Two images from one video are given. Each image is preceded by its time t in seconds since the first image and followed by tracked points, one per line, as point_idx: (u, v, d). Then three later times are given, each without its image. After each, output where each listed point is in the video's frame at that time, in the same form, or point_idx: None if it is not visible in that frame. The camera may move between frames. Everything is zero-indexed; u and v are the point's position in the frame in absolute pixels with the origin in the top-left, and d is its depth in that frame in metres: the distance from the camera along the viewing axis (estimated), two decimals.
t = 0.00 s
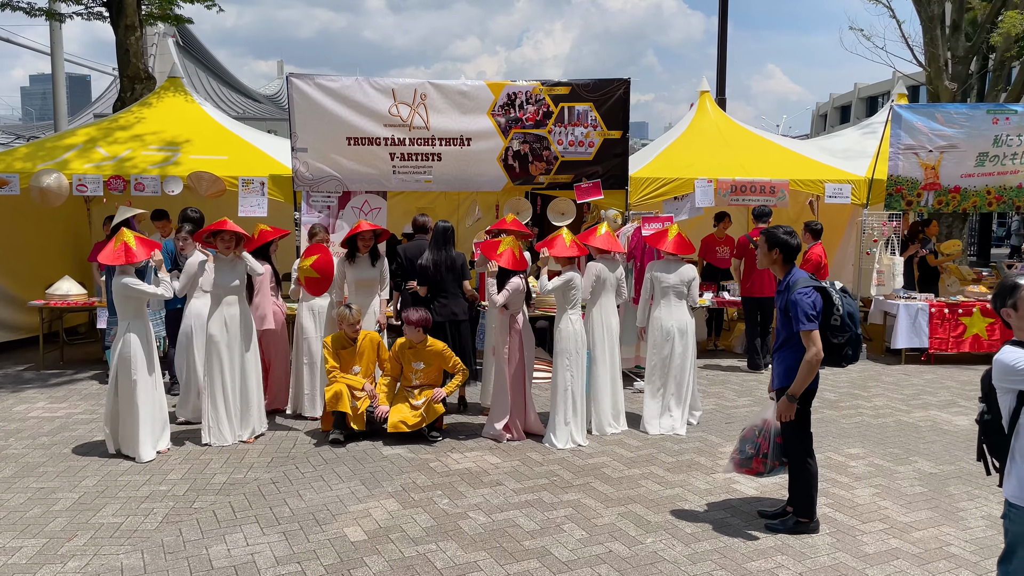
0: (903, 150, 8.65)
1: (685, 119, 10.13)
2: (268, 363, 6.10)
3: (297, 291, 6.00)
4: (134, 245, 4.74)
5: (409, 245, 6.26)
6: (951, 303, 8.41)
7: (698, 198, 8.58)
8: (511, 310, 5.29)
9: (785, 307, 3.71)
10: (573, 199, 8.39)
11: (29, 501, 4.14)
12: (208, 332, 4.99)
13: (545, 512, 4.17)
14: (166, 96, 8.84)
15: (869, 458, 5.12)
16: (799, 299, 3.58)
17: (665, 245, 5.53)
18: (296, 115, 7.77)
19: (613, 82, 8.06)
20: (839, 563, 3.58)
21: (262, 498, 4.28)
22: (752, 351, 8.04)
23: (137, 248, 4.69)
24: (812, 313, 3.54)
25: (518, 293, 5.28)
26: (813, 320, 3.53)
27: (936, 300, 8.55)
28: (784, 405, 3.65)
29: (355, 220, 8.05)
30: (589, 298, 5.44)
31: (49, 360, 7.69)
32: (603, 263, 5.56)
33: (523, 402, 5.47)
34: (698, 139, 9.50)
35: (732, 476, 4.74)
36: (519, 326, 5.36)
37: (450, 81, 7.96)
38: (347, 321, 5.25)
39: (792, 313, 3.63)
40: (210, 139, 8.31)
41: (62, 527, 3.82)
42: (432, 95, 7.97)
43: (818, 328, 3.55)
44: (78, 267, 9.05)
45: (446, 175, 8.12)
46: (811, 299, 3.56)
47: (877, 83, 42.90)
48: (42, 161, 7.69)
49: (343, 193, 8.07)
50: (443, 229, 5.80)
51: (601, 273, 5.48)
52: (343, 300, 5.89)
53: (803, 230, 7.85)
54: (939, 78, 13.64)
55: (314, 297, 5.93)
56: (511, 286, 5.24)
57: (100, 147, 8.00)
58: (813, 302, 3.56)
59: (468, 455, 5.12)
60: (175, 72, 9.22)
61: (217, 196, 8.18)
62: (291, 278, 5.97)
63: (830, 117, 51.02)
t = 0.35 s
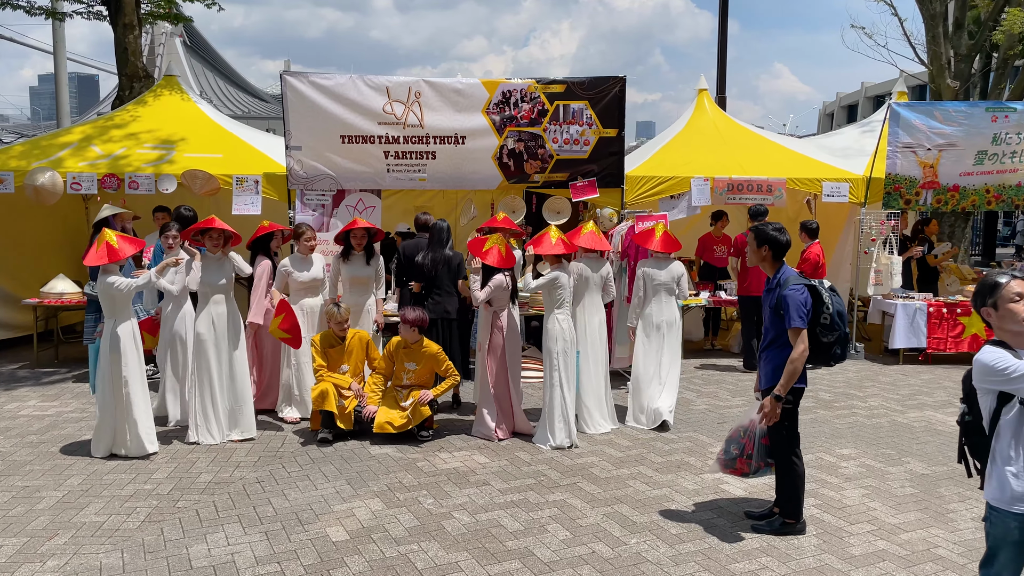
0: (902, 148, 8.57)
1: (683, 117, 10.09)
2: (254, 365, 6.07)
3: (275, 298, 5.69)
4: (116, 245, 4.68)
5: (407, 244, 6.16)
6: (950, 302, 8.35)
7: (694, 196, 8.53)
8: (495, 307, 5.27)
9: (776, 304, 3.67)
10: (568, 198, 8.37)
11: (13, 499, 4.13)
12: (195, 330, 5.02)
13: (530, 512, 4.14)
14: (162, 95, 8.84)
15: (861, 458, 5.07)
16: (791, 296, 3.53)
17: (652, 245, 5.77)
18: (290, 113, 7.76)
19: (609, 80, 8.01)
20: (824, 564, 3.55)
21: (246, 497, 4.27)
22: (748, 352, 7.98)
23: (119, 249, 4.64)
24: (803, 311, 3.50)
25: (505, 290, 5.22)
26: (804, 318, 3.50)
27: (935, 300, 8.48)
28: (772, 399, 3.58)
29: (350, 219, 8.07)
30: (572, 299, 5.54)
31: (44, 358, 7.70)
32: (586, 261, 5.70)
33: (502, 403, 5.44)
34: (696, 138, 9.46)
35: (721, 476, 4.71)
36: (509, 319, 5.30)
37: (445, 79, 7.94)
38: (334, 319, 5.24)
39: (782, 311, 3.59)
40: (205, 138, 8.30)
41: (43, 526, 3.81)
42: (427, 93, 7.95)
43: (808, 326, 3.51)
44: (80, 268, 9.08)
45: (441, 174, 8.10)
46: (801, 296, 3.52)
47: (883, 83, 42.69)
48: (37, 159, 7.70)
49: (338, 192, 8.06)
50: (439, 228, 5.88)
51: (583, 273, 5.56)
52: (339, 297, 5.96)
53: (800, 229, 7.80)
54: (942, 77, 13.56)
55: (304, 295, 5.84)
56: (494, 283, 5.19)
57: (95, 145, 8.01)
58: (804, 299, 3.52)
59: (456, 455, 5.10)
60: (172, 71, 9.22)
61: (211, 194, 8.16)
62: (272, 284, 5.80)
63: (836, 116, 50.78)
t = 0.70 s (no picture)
0: (899, 148, 8.54)
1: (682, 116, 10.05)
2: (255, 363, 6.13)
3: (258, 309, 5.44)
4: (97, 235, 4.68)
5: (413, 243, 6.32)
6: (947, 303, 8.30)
7: (690, 195, 8.51)
8: (479, 304, 5.29)
9: (764, 302, 3.63)
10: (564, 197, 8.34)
11: None
12: (184, 330, 4.98)
13: (516, 513, 4.12)
14: (159, 93, 8.84)
15: (853, 460, 5.04)
16: (782, 292, 3.50)
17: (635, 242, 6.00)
18: (285, 111, 7.75)
19: (605, 79, 7.98)
20: (811, 566, 3.51)
21: (232, 496, 4.25)
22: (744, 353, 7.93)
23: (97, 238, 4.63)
24: (790, 308, 3.47)
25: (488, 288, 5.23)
26: (791, 315, 3.46)
27: (933, 300, 8.44)
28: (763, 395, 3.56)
29: (344, 218, 8.03)
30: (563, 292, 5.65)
31: (39, 357, 7.70)
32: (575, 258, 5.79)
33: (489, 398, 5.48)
34: (693, 137, 9.43)
35: (710, 477, 4.68)
36: (491, 322, 5.27)
37: (440, 78, 7.91)
38: (323, 318, 5.23)
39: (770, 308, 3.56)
40: (200, 136, 8.29)
41: (26, 524, 3.80)
42: (422, 92, 7.92)
43: (796, 324, 3.47)
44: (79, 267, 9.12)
45: (436, 173, 8.08)
46: (790, 293, 3.50)
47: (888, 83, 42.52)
48: (32, 158, 7.70)
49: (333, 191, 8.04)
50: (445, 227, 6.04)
51: (574, 268, 5.71)
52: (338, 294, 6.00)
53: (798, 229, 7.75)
54: (943, 76, 13.49)
55: (286, 297, 5.76)
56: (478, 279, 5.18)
57: (91, 144, 8.02)
58: (792, 297, 3.49)
59: (445, 454, 5.08)
60: (169, 69, 9.22)
61: (206, 192, 8.16)
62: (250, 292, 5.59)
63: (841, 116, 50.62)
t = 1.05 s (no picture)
0: (903, 148, 8.44)
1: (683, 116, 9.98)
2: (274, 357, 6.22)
3: (253, 316, 5.38)
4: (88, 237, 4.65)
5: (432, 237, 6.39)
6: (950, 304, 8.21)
7: (691, 195, 8.46)
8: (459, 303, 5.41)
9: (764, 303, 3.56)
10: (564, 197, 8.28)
11: None
12: (173, 329, 4.95)
13: (509, 517, 4.06)
14: (158, 92, 8.81)
15: (852, 464, 4.97)
16: (784, 292, 3.43)
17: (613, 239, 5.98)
18: (282, 110, 7.71)
19: (605, 77, 7.91)
20: (805, 573, 3.45)
21: (222, 499, 4.21)
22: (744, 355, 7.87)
23: (87, 241, 4.60)
24: (794, 309, 3.41)
25: (465, 288, 5.34)
26: (794, 315, 3.40)
27: (936, 302, 8.35)
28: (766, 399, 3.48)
29: (342, 218, 7.98)
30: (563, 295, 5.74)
31: (35, 356, 7.67)
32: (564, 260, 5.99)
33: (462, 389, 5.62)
34: (695, 136, 9.36)
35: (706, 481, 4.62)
36: (468, 323, 5.34)
37: (438, 76, 7.86)
38: (319, 320, 5.16)
39: (771, 308, 3.49)
40: (198, 135, 8.25)
41: (13, 526, 3.77)
42: (420, 90, 7.87)
43: (799, 324, 3.41)
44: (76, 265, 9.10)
45: (435, 172, 8.02)
46: (792, 292, 3.43)
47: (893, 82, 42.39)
48: (29, 156, 7.68)
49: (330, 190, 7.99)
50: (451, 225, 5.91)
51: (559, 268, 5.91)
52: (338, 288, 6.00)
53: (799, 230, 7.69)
54: (948, 76, 13.39)
55: (277, 298, 5.71)
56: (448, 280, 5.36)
57: (88, 142, 7.99)
58: (795, 296, 3.43)
59: (439, 457, 5.02)
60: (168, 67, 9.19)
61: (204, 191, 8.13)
62: (240, 296, 5.49)
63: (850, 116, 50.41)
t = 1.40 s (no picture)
0: (906, 150, 8.37)
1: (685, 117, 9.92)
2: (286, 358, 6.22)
3: (248, 321, 5.35)
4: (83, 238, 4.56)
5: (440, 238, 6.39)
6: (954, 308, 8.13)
7: (692, 198, 8.39)
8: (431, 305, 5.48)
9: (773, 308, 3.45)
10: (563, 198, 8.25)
11: None
12: (165, 333, 4.91)
13: (503, 525, 4.01)
14: (157, 92, 8.79)
15: (853, 471, 4.90)
16: (801, 297, 3.35)
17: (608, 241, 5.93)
18: (281, 111, 7.68)
19: (605, 79, 7.86)
20: None
21: (214, 504, 4.17)
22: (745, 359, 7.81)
23: (83, 243, 4.52)
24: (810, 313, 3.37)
25: (438, 288, 5.40)
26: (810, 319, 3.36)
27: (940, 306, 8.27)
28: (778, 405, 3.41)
29: (340, 219, 7.93)
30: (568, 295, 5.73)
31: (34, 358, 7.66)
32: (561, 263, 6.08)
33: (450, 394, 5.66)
34: (697, 138, 9.29)
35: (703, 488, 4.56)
36: (439, 325, 5.45)
37: (437, 77, 7.82)
38: (309, 326, 5.11)
39: (784, 314, 3.40)
40: (197, 136, 8.23)
41: (2, 532, 3.74)
42: (419, 91, 7.83)
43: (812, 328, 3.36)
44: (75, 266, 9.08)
45: (434, 174, 7.98)
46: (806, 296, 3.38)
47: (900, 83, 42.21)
48: (27, 157, 7.66)
49: (329, 192, 7.95)
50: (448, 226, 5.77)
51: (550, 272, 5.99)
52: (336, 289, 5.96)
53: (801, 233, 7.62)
54: (954, 77, 13.29)
55: (275, 302, 5.67)
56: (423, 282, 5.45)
57: (86, 143, 7.97)
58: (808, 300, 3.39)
59: (435, 462, 4.98)
60: (167, 68, 9.16)
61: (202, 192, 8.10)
62: (240, 300, 5.45)
63: (856, 116, 50.21)
